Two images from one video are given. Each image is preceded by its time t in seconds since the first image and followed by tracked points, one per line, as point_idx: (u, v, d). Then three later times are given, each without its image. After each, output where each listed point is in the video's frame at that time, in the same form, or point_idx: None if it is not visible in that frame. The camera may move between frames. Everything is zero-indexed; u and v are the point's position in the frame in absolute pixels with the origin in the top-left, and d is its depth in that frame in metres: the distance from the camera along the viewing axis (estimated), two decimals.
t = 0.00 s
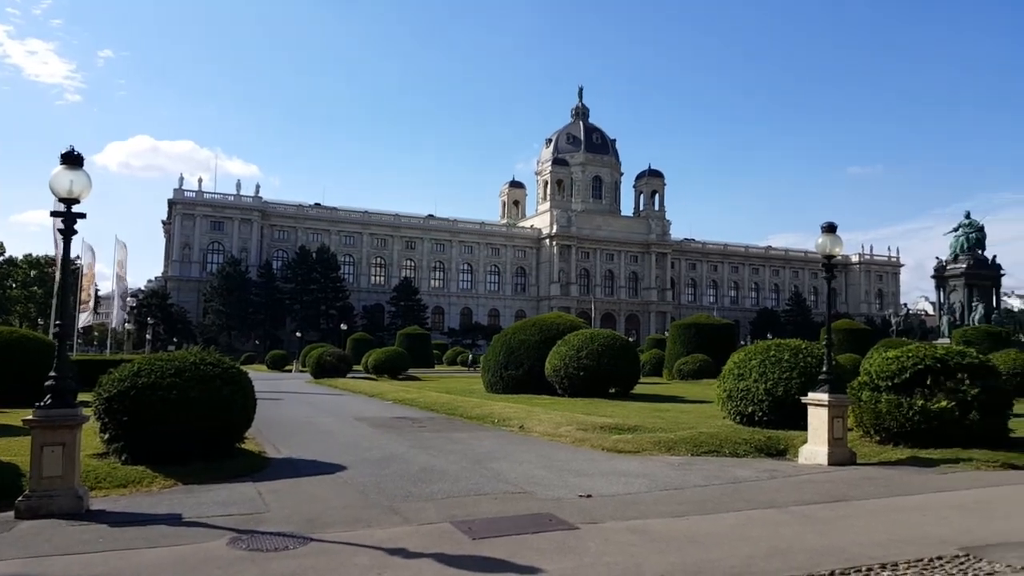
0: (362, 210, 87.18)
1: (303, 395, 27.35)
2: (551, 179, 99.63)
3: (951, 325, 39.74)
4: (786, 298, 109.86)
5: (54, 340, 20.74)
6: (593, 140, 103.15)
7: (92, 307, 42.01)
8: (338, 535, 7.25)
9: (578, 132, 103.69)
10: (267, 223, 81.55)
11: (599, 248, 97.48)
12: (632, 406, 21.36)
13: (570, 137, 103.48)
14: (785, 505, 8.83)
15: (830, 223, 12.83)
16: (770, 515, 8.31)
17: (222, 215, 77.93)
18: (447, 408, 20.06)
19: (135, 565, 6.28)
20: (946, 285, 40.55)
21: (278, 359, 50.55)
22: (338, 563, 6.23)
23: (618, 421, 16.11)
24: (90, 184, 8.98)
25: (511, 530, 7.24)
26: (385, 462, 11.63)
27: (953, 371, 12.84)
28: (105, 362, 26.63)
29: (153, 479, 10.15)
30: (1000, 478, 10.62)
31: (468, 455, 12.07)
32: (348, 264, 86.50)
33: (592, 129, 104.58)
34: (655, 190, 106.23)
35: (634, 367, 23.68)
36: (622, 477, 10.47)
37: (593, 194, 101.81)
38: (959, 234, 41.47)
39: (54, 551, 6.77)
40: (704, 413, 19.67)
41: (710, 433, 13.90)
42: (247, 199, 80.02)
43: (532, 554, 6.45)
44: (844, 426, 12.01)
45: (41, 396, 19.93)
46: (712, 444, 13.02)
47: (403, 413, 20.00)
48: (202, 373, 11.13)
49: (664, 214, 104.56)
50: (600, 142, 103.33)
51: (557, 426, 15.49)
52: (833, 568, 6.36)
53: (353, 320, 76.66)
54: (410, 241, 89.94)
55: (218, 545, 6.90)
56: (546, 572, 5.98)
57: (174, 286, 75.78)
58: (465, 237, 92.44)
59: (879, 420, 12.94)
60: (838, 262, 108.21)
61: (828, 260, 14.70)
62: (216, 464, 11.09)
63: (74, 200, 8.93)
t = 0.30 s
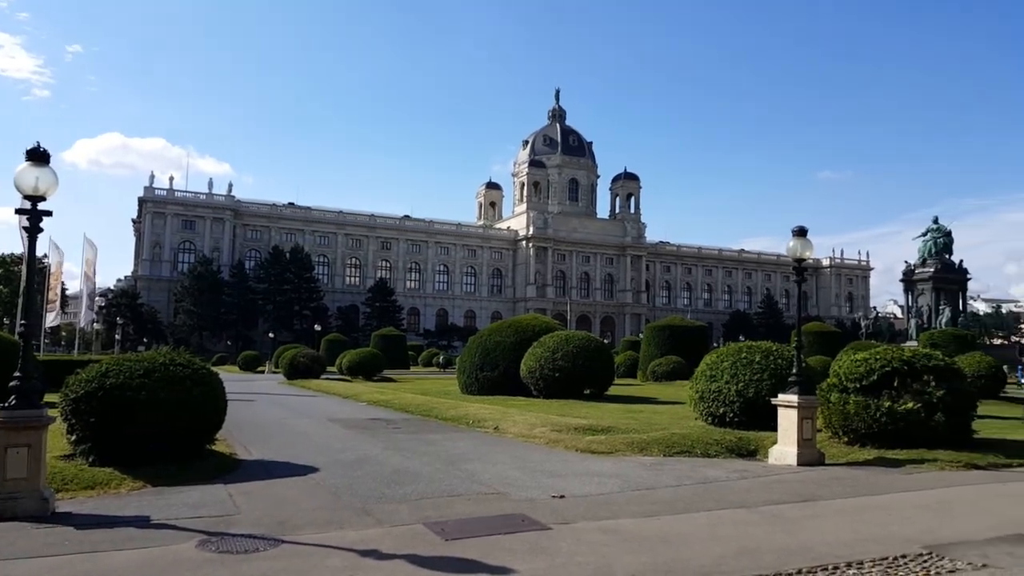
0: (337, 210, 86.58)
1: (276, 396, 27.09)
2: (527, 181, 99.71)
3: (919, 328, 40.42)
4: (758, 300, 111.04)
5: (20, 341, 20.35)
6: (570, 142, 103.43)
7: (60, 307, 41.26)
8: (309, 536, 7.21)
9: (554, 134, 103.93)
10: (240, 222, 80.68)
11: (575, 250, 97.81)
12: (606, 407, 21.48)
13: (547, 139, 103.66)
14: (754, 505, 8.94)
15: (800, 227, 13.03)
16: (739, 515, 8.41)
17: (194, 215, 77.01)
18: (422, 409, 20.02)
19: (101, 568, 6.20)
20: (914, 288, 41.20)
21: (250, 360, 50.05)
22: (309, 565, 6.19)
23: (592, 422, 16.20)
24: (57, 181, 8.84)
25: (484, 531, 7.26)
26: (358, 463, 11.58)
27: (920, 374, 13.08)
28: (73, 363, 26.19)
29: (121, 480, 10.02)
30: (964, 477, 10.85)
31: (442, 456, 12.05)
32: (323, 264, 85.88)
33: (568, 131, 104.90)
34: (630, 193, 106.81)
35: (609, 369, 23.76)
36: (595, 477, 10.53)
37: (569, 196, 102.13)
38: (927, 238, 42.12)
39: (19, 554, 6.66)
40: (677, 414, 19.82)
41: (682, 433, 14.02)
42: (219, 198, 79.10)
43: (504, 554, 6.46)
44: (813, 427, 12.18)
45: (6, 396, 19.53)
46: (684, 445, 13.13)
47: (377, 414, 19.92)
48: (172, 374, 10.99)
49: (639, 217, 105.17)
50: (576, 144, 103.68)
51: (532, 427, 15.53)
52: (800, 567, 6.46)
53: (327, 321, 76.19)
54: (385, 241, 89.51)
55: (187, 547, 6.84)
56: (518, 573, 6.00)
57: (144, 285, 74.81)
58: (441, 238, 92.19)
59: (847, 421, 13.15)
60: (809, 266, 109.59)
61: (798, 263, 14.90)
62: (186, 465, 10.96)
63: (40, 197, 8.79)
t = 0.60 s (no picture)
0: (311, 208, 85.90)
1: (248, 396, 26.80)
2: (503, 180, 99.69)
3: (888, 327, 41.07)
4: (731, 300, 112.15)
5: None
6: (546, 142, 103.60)
7: (26, 305, 40.48)
8: (280, 536, 7.17)
9: (531, 134, 104.07)
10: (211, 220, 79.73)
11: (551, 249, 98.05)
12: (581, 405, 21.58)
13: (523, 138, 103.72)
14: (724, 501, 9.05)
15: (771, 228, 13.19)
16: (710, 511, 8.50)
17: (164, 212, 76.03)
18: (396, 408, 19.95)
19: (67, 570, 6.12)
20: (883, 289, 41.93)
21: (221, 359, 49.50)
22: (280, 566, 6.14)
23: (566, 421, 16.26)
24: (20, 177, 8.68)
25: (457, 529, 7.26)
26: (331, 463, 11.52)
27: (887, 373, 13.29)
28: (39, 362, 25.70)
29: (88, 482, 9.88)
30: (928, 473, 11.06)
31: (416, 455, 12.02)
32: (296, 263, 85.15)
33: (544, 131, 105.02)
34: (606, 193, 107.30)
35: (583, 369, 23.90)
36: (568, 476, 10.59)
37: (545, 195, 102.33)
38: (896, 240, 42.94)
39: None
40: (650, 413, 19.96)
41: (655, 432, 14.13)
42: (190, 194, 78.14)
43: (477, 553, 6.47)
44: (782, 424, 12.35)
45: None
46: (656, 442, 13.25)
47: (351, 414, 19.80)
48: (140, 373, 10.85)
49: (615, 217, 105.68)
50: (552, 144, 103.90)
51: (507, 425, 15.56)
52: (767, 563, 6.54)
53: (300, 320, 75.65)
54: (360, 240, 89.02)
55: (155, 549, 6.76)
56: (490, 570, 6.03)
57: (112, 284, 73.74)
58: (417, 237, 91.87)
59: (816, 419, 13.35)
60: (781, 266, 110.82)
61: (769, 263, 15.05)
62: (155, 466, 10.84)
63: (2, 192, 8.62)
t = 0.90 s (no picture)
0: (273, 195, 84.66)
1: (209, 386, 26.40)
2: (470, 168, 99.25)
3: (845, 316, 41.86)
4: (695, 290, 113.43)
5: None
6: (513, 130, 103.40)
7: None
8: (239, 527, 7.09)
9: (498, 122, 103.72)
10: (170, 205, 78.15)
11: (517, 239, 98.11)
12: (546, 394, 21.67)
13: (490, 126, 103.35)
14: (685, 487, 9.18)
15: (732, 218, 13.33)
16: (670, 496, 8.62)
17: (121, 197, 74.38)
18: (360, 398, 19.82)
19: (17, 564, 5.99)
20: (841, 278, 42.70)
21: (181, 348, 48.66)
22: (239, 556, 6.09)
23: (531, 409, 16.31)
24: None
25: (419, 518, 7.25)
26: (292, 452, 11.42)
27: (843, 360, 13.56)
28: None
29: (41, 474, 9.66)
30: (881, 458, 11.34)
31: (379, 445, 11.97)
32: (257, 250, 83.92)
33: (511, 119, 104.77)
34: (573, 182, 107.47)
35: (549, 358, 24.00)
36: (532, 463, 10.63)
37: (512, 184, 102.22)
38: (855, 230, 43.72)
39: None
40: (614, 401, 20.12)
41: (618, 419, 14.25)
42: (148, 179, 76.52)
43: (439, 541, 6.47)
44: (741, 410, 12.56)
45: None
46: (619, 429, 13.37)
47: (314, 404, 19.61)
48: (94, 363, 10.61)
49: (582, 206, 106.03)
50: (519, 133, 103.76)
51: (472, 414, 15.56)
52: (725, 546, 6.66)
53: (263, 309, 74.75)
54: (324, 227, 88.04)
55: (110, 542, 6.64)
56: (452, 558, 6.03)
57: (67, 271, 71.97)
58: (382, 225, 91.15)
59: (774, 405, 13.61)
60: (743, 256, 112.32)
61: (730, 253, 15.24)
62: (111, 457, 10.65)
63: None
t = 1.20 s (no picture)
0: (231, 191, 83.24)
1: (166, 387, 25.86)
2: (433, 164, 98.80)
3: (802, 309, 42.55)
4: (657, 284, 114.45)
5: None
6: (475, 126, 103.15)
7: None
8: (195, 529, 6.96)
9: (460, 117, 103.35)
10: (124, 202, 76.41)
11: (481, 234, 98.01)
12: (510, 389, 21.67)
13: (453, 121, 102.97)
14: (646, 479, 9.26)
15: (690, 213, 13.46)
16: (633, 489, 8.67)
17: (73, 194, 72.57)
18: (322, 396, 19.61)
19: None
20: (798, 272, 43.41)
21: (137, 348, 47.61)
22: (194, 560, 5.96)
23: (495, 404, 16.30)
24: None
25: (381, 516, 7.19)
26: (251, 453, 11.24)
27: (799, 352, 13.77)
28: None
29: None
30: (838, 448, 11.57)
31: (341, 444, 11.85)
32: (215, 247, 82.48)
33: (474, 115, 104.50)
34: (535, 178, 107.60)
35: (512, 353, 23.97)
36: (495, 459, 10.62)
37: (475, 179, 102.04)
38: (811, 224, 44.52)
39: None
40: (578, 395, 20.21)
41: (582, 413, 14.32)
42: (100, 175, 74.70)
43: (400, 539, 6.43)
44: (702, 403, 12.70)
45: None
46: (583, 424, 13.43)
47: (276, 403, 19.33)
48: (44, 364, 10.28)
49: (545, 202, 106.27)
50: (481, 128, 103.55)
51: (435, 411, 15.49)
52: (685, 537, 6.72)
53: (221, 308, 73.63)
54: (284, 224, 86.91)
55: (59, 548, 6.45)
56: (415, 555, 5.99)
57: (17, 270, 69.99)
58: (344, 221, 90.24)
59: (733, 397, 13.80)
60: (703, 251, 113.58)
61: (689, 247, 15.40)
62: (62, 461, 10.36)
63: None
